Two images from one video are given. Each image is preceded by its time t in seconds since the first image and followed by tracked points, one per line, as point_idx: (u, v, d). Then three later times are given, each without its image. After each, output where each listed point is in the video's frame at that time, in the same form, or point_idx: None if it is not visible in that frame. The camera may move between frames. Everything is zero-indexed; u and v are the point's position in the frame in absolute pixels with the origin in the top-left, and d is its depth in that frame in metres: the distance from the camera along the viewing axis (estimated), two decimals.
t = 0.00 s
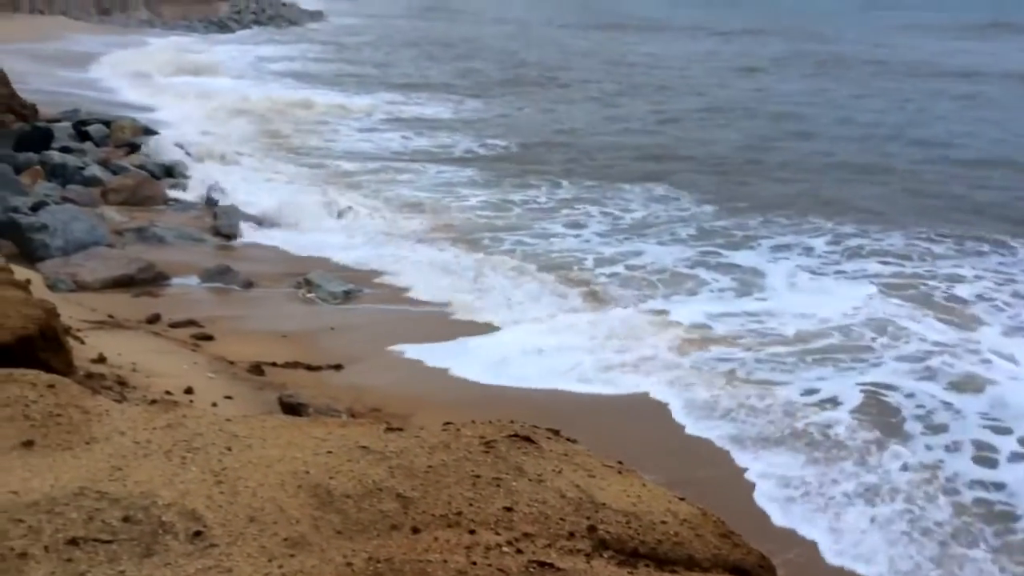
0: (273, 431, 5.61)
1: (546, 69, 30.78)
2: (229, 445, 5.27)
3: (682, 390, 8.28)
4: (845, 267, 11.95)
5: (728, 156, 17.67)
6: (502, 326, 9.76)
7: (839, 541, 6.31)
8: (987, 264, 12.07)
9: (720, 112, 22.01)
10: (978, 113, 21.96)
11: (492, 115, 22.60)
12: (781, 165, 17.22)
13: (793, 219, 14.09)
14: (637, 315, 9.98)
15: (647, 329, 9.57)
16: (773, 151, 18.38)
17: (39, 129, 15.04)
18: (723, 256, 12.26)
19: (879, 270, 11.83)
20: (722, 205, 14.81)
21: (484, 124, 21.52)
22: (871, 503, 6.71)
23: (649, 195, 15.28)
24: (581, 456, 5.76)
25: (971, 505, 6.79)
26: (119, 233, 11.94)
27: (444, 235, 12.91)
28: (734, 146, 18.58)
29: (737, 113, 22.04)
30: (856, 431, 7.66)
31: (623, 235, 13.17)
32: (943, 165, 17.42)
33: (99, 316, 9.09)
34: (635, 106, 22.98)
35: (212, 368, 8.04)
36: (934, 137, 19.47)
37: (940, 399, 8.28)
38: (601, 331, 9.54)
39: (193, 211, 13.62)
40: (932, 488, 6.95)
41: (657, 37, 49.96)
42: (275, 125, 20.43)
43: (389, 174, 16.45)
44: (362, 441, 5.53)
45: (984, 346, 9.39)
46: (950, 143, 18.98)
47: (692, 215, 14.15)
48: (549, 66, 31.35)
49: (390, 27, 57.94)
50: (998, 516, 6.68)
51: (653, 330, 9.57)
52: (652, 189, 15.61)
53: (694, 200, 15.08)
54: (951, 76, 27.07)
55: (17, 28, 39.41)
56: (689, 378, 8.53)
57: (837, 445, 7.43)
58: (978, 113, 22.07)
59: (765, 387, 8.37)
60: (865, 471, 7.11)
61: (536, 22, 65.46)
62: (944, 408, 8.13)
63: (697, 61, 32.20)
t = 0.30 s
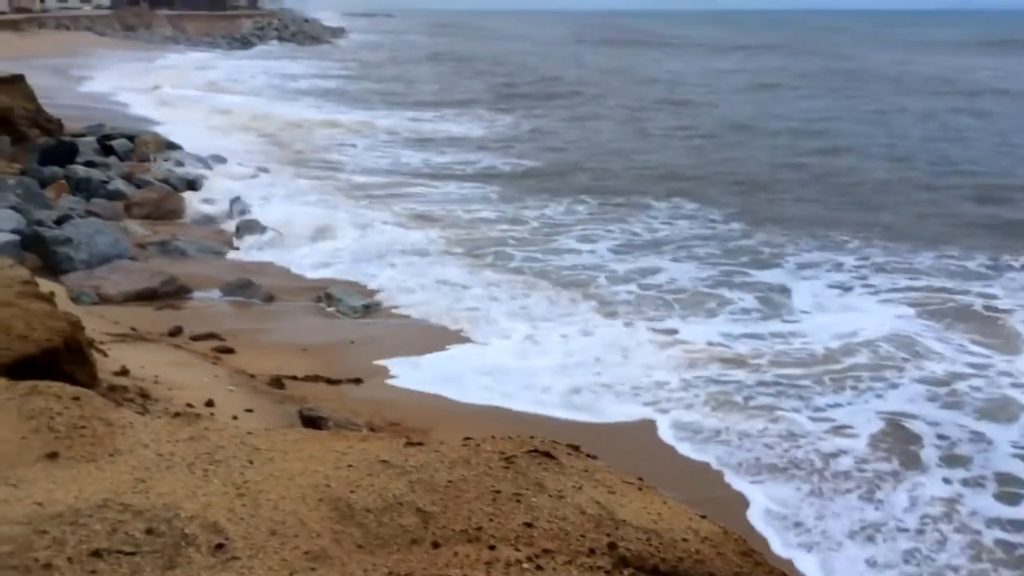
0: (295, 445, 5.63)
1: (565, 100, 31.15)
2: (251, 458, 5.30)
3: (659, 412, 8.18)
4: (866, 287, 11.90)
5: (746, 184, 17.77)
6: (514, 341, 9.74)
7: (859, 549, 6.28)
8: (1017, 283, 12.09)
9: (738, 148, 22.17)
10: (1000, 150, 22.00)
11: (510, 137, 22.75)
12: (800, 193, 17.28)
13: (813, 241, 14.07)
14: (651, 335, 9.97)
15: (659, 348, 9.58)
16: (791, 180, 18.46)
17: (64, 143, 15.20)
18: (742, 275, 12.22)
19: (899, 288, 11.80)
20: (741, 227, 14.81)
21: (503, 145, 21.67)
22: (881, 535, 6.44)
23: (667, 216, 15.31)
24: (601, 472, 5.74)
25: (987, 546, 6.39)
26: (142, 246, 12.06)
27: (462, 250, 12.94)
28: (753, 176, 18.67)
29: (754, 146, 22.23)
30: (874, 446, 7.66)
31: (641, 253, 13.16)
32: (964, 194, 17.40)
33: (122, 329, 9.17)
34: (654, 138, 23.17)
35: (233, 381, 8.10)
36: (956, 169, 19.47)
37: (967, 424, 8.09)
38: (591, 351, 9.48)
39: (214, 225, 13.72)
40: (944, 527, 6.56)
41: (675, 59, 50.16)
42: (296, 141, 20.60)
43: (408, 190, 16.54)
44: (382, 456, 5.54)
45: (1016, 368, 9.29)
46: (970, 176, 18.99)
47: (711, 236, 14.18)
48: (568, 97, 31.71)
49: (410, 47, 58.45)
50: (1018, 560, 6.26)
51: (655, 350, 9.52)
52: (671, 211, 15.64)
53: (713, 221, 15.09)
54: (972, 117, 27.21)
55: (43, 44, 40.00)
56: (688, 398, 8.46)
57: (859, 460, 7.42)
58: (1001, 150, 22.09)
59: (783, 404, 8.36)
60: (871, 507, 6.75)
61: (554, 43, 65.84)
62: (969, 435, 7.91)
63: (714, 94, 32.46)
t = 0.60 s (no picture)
0: (325, 456, 5.66)
1: (593, 116, 31.21)
2: (282, 468, 5.34)
3: (643, 433, 8.08)
4: (904, 306, 11.81)
5: (775, 203, 17.70)
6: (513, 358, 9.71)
7: None
8: None
9: (767, 163, 22.09)
10: None
11: (538, 154, 22.84)
12: (828, 210, 17.20)
13: (843, 258, 13.98)
14: (667, 354, 9.91)
15: (680, 367, 9.57)
16: (821, 197, 18.37)
17: (99, 154, 15.49)
18: (774, 294, 12.16)
19: (938, 308, 11.70)
20: (769, 244, 14.76)
21: (531, 161, 21.74)
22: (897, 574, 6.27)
23: (696, 234, 15.28)
24: (629, 488, 5.72)
25: None
26: (174, 256, 12.21)
27: (489, 263, 12.99)
28: (782, 193, 18.60)
29: (783, 163, 22.15)
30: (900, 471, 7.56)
31: (669, 269, 13.13)
32: (1000, 212, 17.23)
33: (154, 338, 9.29)
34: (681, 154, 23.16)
35: (262, 391, 8.17)
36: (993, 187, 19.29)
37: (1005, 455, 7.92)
38: (588, 370, 9.40)
39: (245, 237, 13.87)
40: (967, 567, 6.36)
41: (703, 76, 50.13)
42: (326, 155, 20.78)
43: (436, 203, 16.63)
44: (411, 468, 5.56)
45: None
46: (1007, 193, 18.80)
47: (739, 253, 14.13)
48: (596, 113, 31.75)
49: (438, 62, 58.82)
50: None
51: (667, 367, 9.53)
52: (698, 228, 15.62)
53: (741, 239, 15.05)
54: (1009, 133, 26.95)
55: (78, 56, 40.65)
56: (689, 418, 8.39)
57: (880, 488, 7.29)
58: None
59: (795, 429, 8.25)
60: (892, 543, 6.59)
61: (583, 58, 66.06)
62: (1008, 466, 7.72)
63: (743, 112, 32.38)
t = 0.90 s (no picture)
0: (355, 466, 5.69)
1: (622, 129, 31.19)
2: (312, 477, 5.37)
3: (638, 452, 8.02)
4: (945, 324, 11.68)
5: (805, 219, 17.61)
6: (517, 372, 9.69)
7: None
8: None
9: (798, 177, 21.96)
10: None
11: (567, 168, 22.86)
12: (861, 225, 17.06)
13: (875, 276, 13.87)
14: (687, 370, 9.87)
15: (700, 382, 9.54)
16: (853, 212, 18.23)
17: (134, 165, 15.76)
18: (808, 310, 12.07)
19: (981, 326, 11.59)
20: (800, 260, 14.67)
21: (560, 175, 21.78)
22: None
23: (725, 249, 15.22)
24: (659, 502, 5.69)
25: None
26: (206, 266, 12.34)
27: (519, 276, 13.03)
28: (813, 208, 18.49)
29: (815, 177, 22.01)
30: (922, 496, 7.45)
31: (698, 284, 13.09)
32: None
33: (186, 347, 9.39)
34: (711, 169, 23.09)
35: (291, 400, 8.23)
36: None
37: None
38: (589, 385, 9.37)
39: (279, 247, 14.00)
40: None
41: (733, 91, 49.98)
42: (357, 167, 20.93)
43: (467, 216, 16.70)
44: (439, 479, 5.57)
45: None
46: None
47: (770, 269, 14.06)
48: (625, 127, 31.73)
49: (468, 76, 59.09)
50: None
51: (691, 383, 9.51)
52: (728, 244, 15.56)
53: (772, 255, 14.98)
54: None
55: (114, 68, 41.26)
56: (693, 435, 8.34)
57: (909, 516, 7.17)
58: None
59: (812, 450, 8.16)
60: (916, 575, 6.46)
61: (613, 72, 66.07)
62: None
63: (773, 126, 32.24)
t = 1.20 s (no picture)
0: (377, 476, 5.70)
1: (647, 141, 31.18)
2: (335, 487, 5.39)
3: (645, 467, 7.95)
4: (980, 340, 11.57)
5: (833, 233, 17.51)
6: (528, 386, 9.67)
7: None
8: None
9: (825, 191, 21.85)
10: None
11: (592, 180, 22.88)
12: (889, 240, 16.94)
13: (903, 291, 13.76)
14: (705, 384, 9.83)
15: (720, 396, 9.52)
16: (881, 226, 18.11)
17: (161, 175, 15.93)
18: (836, 325, 11.99)
19: (1016, 343, 11.46)
20: (827, 274, 14.59)
21: (585, 187, 21.80)
22: None
23: (751, 262, 15.16)
24: (681, 516, 5.66)
25: None
26: (231, 276, 12.44)
27: (545, 288, 13.05)
28: (840, 222, 18.39)
29: (842, 190, 21.88)
30: (949, 520, 7.35)
31: (724, 298, 13.04)
32: None
33: (210, 355, 9.46)
34: (737, 181, 23.03)
35: (313, 409, 8.27)
36: None
37: None
38: (600, 399, 9.33)
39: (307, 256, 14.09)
40: None
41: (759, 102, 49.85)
42: (382, 178, 21.05)
43: (493, 228, 16.75)
44: (461, 490, 5.58)
45: None
46: None
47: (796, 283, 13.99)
48: (650, 139, 31.71)
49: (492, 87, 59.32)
50: None
51: (716, 397, 9.48)
52: (754, 258, 15.50)
53: (798, 268, 14.90)
54: None
55: (143, 78, 41.79)
56: (703, 450, 8.29)
57: (937, 545, 7.01)
58: None
59: (828, 467, 8.10)
60: None
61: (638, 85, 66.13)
62: None
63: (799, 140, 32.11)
